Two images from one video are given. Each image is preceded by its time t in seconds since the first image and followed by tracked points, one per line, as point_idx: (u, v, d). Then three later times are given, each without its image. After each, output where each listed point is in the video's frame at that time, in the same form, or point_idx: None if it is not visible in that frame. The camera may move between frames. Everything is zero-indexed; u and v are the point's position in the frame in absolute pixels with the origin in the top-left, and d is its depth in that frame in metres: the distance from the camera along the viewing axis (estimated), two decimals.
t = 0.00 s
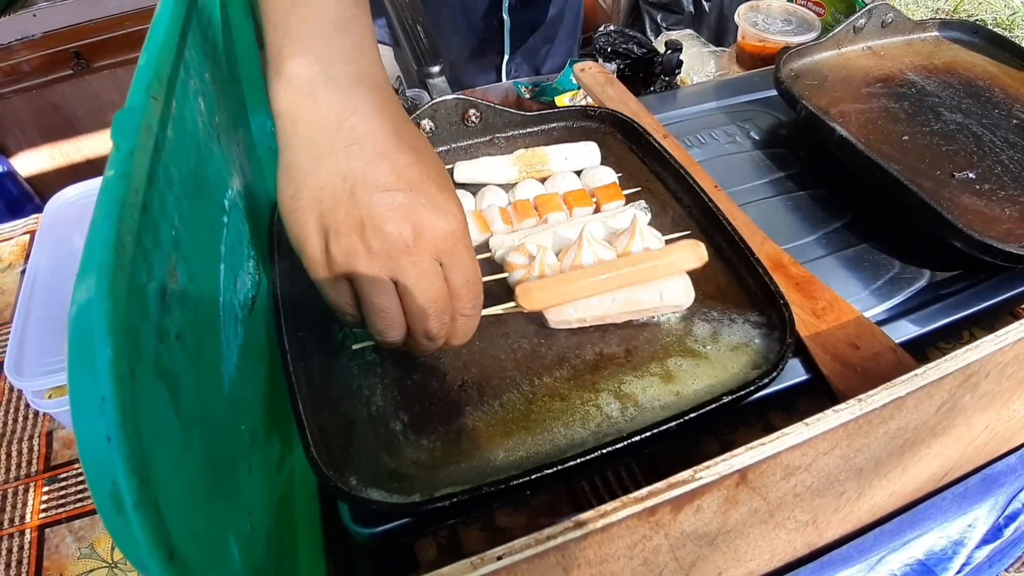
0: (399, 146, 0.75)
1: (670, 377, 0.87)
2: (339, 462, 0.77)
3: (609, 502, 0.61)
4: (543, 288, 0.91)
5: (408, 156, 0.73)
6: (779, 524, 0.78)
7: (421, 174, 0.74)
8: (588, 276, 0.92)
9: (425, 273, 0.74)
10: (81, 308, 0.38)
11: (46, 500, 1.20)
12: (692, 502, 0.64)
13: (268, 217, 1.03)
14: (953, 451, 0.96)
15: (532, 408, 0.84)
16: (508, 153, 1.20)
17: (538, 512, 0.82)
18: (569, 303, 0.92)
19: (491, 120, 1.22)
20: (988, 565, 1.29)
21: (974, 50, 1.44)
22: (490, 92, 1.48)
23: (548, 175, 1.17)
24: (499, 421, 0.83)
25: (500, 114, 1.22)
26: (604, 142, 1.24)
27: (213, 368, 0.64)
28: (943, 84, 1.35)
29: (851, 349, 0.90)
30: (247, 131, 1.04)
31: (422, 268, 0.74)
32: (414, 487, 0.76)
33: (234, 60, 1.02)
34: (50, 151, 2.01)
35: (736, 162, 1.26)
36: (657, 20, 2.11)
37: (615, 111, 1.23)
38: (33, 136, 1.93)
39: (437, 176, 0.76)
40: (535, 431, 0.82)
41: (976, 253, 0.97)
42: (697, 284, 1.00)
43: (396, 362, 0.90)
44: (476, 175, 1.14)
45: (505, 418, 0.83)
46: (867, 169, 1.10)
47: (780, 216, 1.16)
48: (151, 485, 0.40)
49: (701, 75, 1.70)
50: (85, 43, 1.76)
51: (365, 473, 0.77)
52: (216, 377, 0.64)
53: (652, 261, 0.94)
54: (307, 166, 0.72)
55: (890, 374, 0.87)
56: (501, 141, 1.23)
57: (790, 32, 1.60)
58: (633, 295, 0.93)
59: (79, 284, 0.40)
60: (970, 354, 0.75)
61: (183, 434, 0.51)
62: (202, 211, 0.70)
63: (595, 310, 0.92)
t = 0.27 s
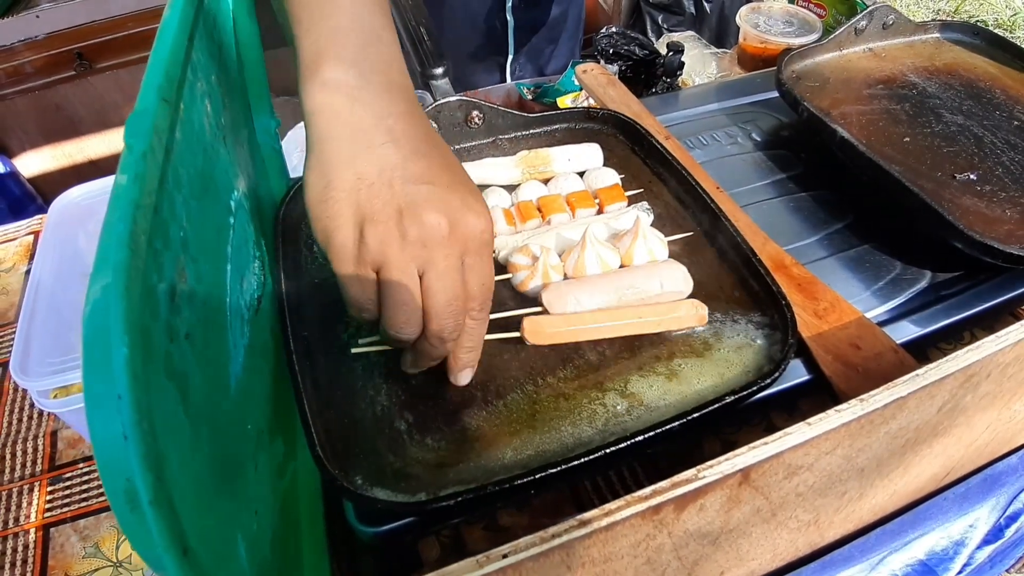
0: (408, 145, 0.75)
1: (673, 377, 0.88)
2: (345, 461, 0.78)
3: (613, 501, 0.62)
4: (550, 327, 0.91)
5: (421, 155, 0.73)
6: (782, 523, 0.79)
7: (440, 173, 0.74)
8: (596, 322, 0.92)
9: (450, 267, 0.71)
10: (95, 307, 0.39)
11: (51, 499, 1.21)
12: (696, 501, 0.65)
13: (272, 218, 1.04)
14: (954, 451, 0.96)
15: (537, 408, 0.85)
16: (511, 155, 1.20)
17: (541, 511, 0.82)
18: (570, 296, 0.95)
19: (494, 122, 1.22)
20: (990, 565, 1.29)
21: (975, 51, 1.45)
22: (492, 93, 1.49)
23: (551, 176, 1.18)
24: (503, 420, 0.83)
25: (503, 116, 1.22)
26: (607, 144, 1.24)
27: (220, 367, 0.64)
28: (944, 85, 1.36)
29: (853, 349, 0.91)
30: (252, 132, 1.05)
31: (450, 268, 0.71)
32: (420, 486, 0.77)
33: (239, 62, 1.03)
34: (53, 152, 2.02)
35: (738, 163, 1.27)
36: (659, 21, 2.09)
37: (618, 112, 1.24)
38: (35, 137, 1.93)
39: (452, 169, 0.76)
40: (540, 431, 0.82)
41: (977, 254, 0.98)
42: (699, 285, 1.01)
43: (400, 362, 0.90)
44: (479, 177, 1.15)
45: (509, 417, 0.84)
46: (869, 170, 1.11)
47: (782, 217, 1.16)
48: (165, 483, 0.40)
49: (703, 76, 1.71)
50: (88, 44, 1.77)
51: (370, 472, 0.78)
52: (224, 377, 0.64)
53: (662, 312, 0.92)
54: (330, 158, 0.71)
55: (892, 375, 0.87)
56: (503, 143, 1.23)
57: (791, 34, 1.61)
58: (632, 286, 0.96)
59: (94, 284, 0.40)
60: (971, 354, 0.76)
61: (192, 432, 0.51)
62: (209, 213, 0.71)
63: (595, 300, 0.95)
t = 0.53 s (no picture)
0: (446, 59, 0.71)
1: (677, 377, 0.88)
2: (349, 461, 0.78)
3: (619, 500, 0.62)
4: (562, 356, 0.86)
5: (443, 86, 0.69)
6: (785, 522, 0.79)
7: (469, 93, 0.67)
8: (607, 345, 0.87)
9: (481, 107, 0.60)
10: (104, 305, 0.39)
11: (53, 499, 1.21)
12: (700, 500, 0.64)
13: (275, 218, 1.04)
14: (957, 450, 0.96)
15: (540, 407, 0.85)
16: (513, 154, 1.20)
17: (545, 511, 0.82)
18: (577, 309, 0.92)
19: (497, 121, 1.22)
20: (992, 565, 1.29)
21: (977, 51, 1.45)
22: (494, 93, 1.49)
23: (554, 175, 1.17)
24: (507, 420, 0.83)
25: (505, 115, 1.22)
26: (610, 143, 1.24)
27: (225, 366, 0.64)
28: (946, 85, 1.36)
29: (857, 348, 0.90)
30: (255, 132, 1.05)
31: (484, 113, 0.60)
32: (424, 485, 0.77)
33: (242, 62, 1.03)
34: (55, 152, 2.02)
35: (740, 163, 1.27)
36: (659, 22, 2.08)
37: (620, 112, 1.24)
38: (36, 137, 1.93)
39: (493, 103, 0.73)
40: (543, 430, 0.82)
41: (980, 253, 0.98)
42: (702, 284, 1.01)
43: (404, 361, 0.90)
44: (482, 176, 1.15)
45: (512, 416, 0.84)
46: (872, 170, 1.10)
47: (784, 217, 1.16)
48: (173, 481, 0.40)
49: (705, 76, 1.71)
50: (90, 44, 1.76)
51: (374, 471, 0.78)
52: (228, 376, 0.65)
53: (673, 330, 0.89)
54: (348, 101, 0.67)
55: (895, 374, 0.87)
56: (506, 143, 1.23)
57: (793, 34, 1.61)
58: (641, 297, 0.94)
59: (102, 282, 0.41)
60: (976, 353, 0.76)
61: (198, 431, 0.51)
62: (214, 212, 0.71)
63: (603, 313, 0.92)
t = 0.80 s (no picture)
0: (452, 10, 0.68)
1: (678, 381, 0.88)
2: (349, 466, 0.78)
3: (620, 506, 0.61)
4: (567, 370, 0.85)
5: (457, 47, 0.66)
6: (787, 527, 0.78)
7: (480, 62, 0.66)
8: (611, 357, 0.86)
9: None
10: (104, 312, 0.39)
11: (53, 502, 1.21)
12: (702, 505, 0.64)
13: (275, 221, 1.04)
14: (958, 454, 0.96)
15: (541, 411, 0.85)
16: (514, 157, 1.20)
17: (545, 515, 0.82)
18: (578, 311, 0.92)
19: (497, 125, 1.22)
20: (993, 568, 1.29)
21: (978, 52, 1.45)
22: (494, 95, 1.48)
23: (555, 178, 1.17)
24: (508, 424, 0.83)
25: (506, 118, 1.22)
26: (610, 146, 1.24)
27: (225, 371, 0.64)
28: (947, 87, 1.36)
29: (858, 352, 0.90)
30: (255, 135, 1.05)
31: None
32: (424, 490, 0.77)
33: (242, 65, 1.03)
34: (55, 154, 2.01)
35: (741, 165, 1.26)
36: (659, 23, 2.07)
37: (621, 115, 1.24)
38: (37, 138, 1.93)
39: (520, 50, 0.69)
40: (544, 435, 0.82)
41: (982, 256, 0.98)
42: (704, 288, 1.00)
43: (404, 365, 0.90)
44: (483, 179, 1.15)
45: (513, 421, 0.84)
46: (873, 173, 1.10)
47: (786, 219, 1.16)
48: (174, 490, 0.40)
49: (705, 78, 1.71)
50: (90, 46, 1.75)
51: (374, 476, 0.78)
52: (229, 381, 0.64)
53: (675, 340, 0.88)
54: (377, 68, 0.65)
55: (897, 378, 0.87)
56: (506, 145, 1.23)
57: (794, 36, 1.61)
58: (641, 299, 0.93)
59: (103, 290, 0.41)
60: (977, 357, 0.75)
61: (199, 437, 0.51)
62: (214, 217, 0.71)
63: (603, 315, 0.92)
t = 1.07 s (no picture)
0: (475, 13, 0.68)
1: (680, 383, 0.87)
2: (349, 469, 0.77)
3: (622, 510, 0.61)
4: (569, 373, 0.85)
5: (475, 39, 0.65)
6: (789, 530, 0.78)
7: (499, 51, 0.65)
8: (613, 360, 0.86)
9: None
10: (101, 316, 0.39)
11: (52, 504, 1.20)
12: (705, 509, 0.64)
13: (275, 222, 1.03)
14: (961, 456, 0.95)
15: (543, 414, 0.84)
16: (515, 158, 1.20)
17: (546, 517, 0.82)
18: (579, 312, 0.91)
19: (498, 125, 1.21)
20: (995, 570, 1.28)
21: (979, 53, 1.44)
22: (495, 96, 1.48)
23: (556, 179, 1.17)
24: (509, 427, 0.83)
25: (507, 118, 1.21)
26: (612, 147, 1.24)
27: (225, 374, 0.64)
28: (949, 88, 1.35)
29: (861, 354, 0.90)
30: (255, 135, 1.04)
31: None
32: (425, 493, 0.76)
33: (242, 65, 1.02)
34: (55, 154, 2.00)
35: (743, 166, 1.26)
36: (660, 23, 2.08)
37: (622, 115, 1.24)
38: (37, 139, 1.93)
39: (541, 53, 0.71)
40: (546, 437, 0.82)
41: (984, 257, 0.97)
42: (705, 289, 1.00)
43: (405, 367, 0.89)
44: (484, 180, 1.14)
45: (515, 424, 0.83)
46: (875, 174, 1.10)
47: (787, 220, 1.16)
48: (171, 497, 0.40)
49: (706, 79, 1.70)
50: (90, 47, 1.75)
51: (375, 479, 0.77)
52: (228, 383, 0.64)
53: (679, 344, 0.88)
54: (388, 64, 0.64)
55: (900, 380, 0.86)
56: (507, 146, 1.23)
57: (795, 36, 1.60)
58: (642, 300, 0.93)
59: (100, 293, 0.40)
60: (981, 360, 0.75)
61: (197, 441, 0.51)
62: (214, 217, 0.70)
63: (604, 316, 0.91)
